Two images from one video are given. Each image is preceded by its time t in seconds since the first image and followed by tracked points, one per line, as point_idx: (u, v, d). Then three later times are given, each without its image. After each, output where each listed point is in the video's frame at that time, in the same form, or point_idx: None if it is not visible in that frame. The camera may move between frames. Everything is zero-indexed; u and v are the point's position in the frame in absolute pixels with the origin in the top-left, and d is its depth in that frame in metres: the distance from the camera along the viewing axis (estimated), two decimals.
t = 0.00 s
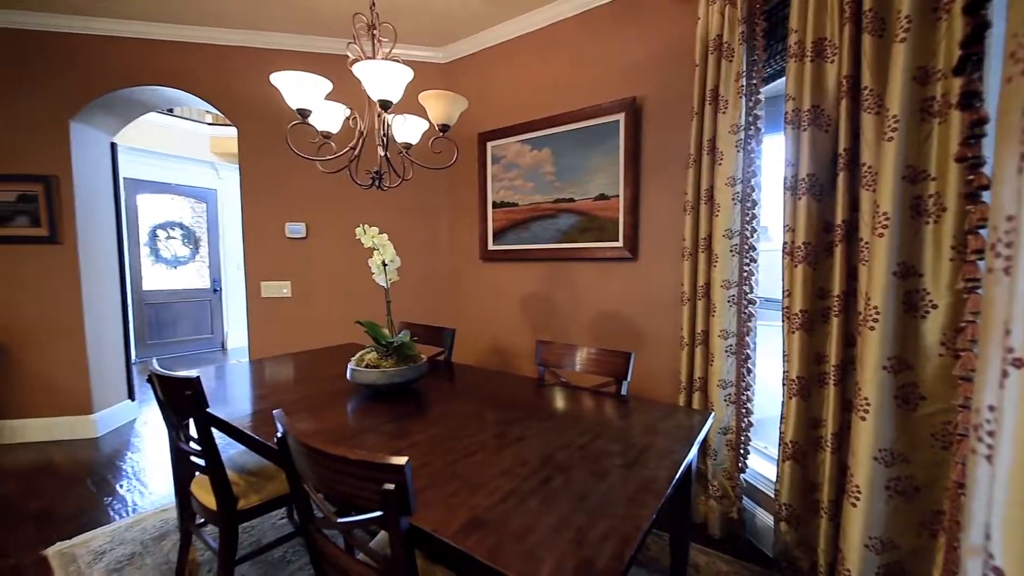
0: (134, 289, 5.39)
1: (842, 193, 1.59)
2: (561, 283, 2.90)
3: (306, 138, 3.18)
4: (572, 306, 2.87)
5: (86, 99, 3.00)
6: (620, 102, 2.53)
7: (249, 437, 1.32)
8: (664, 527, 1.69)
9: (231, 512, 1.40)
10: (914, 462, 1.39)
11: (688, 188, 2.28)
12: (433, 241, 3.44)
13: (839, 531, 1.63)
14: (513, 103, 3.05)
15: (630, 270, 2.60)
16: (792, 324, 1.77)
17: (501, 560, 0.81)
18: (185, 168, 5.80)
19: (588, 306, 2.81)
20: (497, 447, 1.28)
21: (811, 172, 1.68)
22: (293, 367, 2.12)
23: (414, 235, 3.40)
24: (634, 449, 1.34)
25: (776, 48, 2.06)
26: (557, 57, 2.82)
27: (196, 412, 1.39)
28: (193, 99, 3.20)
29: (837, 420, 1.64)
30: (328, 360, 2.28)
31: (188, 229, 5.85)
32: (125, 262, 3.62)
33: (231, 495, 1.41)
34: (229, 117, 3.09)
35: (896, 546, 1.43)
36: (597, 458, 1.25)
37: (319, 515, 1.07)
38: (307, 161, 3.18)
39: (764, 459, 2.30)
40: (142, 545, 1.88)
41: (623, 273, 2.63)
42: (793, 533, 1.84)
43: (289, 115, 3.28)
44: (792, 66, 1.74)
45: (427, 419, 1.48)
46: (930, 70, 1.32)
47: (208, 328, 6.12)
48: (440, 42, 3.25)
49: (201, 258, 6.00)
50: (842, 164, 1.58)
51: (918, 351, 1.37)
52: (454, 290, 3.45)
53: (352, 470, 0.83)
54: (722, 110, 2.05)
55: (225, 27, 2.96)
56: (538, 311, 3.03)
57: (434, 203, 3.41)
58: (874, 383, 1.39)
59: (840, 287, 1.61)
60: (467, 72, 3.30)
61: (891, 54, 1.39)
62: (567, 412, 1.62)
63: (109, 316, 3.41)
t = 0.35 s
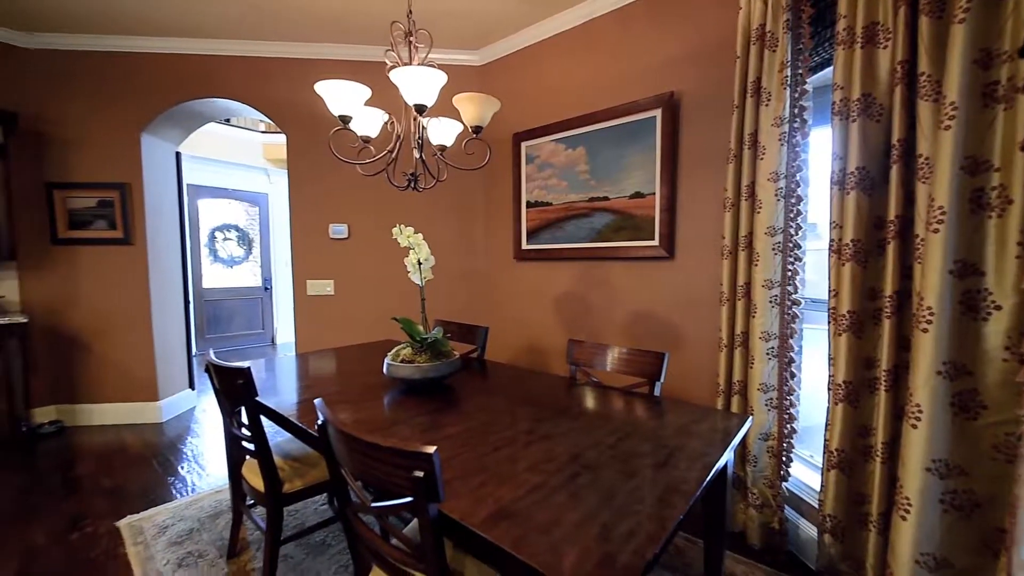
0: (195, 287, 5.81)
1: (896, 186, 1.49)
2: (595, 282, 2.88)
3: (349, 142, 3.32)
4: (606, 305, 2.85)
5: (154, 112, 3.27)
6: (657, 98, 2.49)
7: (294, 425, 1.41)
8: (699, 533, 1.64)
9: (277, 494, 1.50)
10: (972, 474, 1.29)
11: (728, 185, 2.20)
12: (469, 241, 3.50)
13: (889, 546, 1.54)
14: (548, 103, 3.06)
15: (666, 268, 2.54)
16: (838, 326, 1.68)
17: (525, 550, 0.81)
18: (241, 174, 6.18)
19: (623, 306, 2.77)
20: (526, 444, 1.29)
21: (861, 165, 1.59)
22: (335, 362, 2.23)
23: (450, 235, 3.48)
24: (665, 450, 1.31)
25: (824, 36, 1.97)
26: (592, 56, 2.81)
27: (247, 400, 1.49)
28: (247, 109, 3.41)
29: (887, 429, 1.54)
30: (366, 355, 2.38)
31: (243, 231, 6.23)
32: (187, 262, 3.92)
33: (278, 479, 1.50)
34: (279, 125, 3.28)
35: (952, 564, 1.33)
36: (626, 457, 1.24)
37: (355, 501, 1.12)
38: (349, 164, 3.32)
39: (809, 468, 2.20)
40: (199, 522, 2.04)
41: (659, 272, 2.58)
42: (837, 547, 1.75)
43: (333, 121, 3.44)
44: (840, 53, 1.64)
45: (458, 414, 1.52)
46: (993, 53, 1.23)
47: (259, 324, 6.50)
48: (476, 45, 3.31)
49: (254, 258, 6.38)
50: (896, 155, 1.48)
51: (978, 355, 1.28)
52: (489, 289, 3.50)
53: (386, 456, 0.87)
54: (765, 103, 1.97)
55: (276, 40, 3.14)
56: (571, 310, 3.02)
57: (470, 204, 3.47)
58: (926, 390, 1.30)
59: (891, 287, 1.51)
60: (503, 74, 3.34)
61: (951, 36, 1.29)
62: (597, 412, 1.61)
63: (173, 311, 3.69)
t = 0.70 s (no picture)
0: (248, 286, 6.17)
1: (954, 181, 1.41)
2: (630, 282, 2.85)
3: (390, 146, 3.44)
4: (642, 305, 2.82)
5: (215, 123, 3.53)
6: (696, 94, 2.44)
7: (339, 414, 1.49)
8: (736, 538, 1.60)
9: (323, 479, 1.59)
10: None
11: (771, 182, 2.13)
12: (504, 241, 3.55)
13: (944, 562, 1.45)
14: (584, 103, 3.06)
15: (704, 268, 2.49)
16: (890, 329, 1.60)
17: (556, 538, 0.83)
18: (289, 179, 6.51)
19: (659, 306, 2.74)
20: (557, 440, 1.31)
21: (915, 159, 1.51)
22: (375, 357, 2.32)
23: (486, 235, 3.54)
24: (699, 450, 1.30)
25: (877, 24, 1.87)
26: (629, 55, 2.79)
27: (298, 390, 1.60)
28: (296, 117, 3.61)
29: (944, 438, 1.45)
30: (405, 351, 2.47)
31: (291, 233, 6.57)
32: (242, 262, 4.18)
33: (324, 465, 1.60)
34: (325, 132, 3.45)
35: None
36: (658, 456, 1.24)
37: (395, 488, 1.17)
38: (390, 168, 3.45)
39: (858, 478, 2.09)
40: (253, 503, 2.19)
41: (696, 272, 2.53)
42: (886, 560, 1.66)
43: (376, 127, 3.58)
44: (894, 42, 1.57)
45: (492, 409, 1.56)
46: None
47: (306, 321, 6.82)
48: (513, 48, 3.35)
49: (301, 259, 6.71)
50: (955, 149, 1.40)
51: None
52: (524, 289, 3.54)
53: (424, 444, 0.92)
54: (811, 96, 1.90)
55: (324, 52, 3.31)
56: (606, 310, 3.01)
57: (505, 205, 3.52)
58: (986, 397, 1.23)
59: (949, 288, 1.43)
60: (538, 75, 3.37)
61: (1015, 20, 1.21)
62: (629, 412, 1.61)
63: (230, 308, 3.95)
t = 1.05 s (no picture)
0: (295, 284, 6.48)
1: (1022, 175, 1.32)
2: (668, 281, 2.80)
3: (429, 150, 3.54)
4: (679, 306, 2.77)
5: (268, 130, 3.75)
6: (739, 88, 2.37)
7: (382, 405, 1.56)
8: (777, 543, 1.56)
9: (366, 467, 1.67)
10: None
11: (818, 178, 2.05)
12: (539, 241, 3.57)
13: None
14: (621, 102, 3.04)
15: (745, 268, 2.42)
16: (948, 332, 1.51)
17: (590, 529, 0.85)
18: (333, 182, 6.79)
19: (697, 306, 2.68)
20: (591, 436, 1.33)
21: (978, 151, 1.42)
22: (414, 353, 2.41)
23: (521, 235, 3.58)
24: (738, 452, 1.28)
25: (938, 8, 1.76)
26: (667, 51, 2.76)
27: (344, 381, 1.69)
28: (341, 123, 3.78)
29: (1009, 449, 1.36)
30: (442, 348, 2.54)
31: (335, 234, 6.85)
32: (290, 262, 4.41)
33: (367, 453, 1.68)
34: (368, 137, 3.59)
35: None
36: (694, 455, 1.23)
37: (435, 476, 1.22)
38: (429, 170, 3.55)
39: (912, 490, 1.98)
40: (301, 488, 2.31)
41: (737, 271, 2.47)
42: None
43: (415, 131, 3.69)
44: (955, 29, 1.48)
45: (528, 405, 1.59)
46: None
47: (347, 319, 7.08)
48: (549, 48, 3.37)
49: (343, 259, 6.98)
50: None
51: None
52: (559, 289, 3.55)
53: (463, 433, 0.96)
54: (863, 87, 1.82)
55: (368, 60, 3.45)
56: (642, 310, 2.98)
57: (541, 205, 3.55)
58: None
59: (1015, 288, 1.34)
60: (575, 75, 3.37)
61: None
62: (665, 412, 1.60)
63: (279, 305, 4.18)
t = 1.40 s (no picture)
0: (336, 284, 6.76)
1: None
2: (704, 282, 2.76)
3: (466, 153, 3.63)
4: (716, 306, 2.73)
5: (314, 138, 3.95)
6: (781, 83, 2.31)
7: (422, 397, 1.64)
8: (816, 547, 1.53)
9: (407, 456, 1.76)
10: None
11: (865, 174, 1.98)
12: (573, 241, 3.59)
13: None
14: (656, 101, 3.03)
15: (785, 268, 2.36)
16: (1007, 334, 1.43)
17: (621, 516, 0.88)
18: (373, 185, 7.04)
19: (735, 307, 2.63)
20: (624, 431, 1.35)
21: None
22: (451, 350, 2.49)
23: (555, 235, 3.61)
24: (773, 451, 1.27)
25: None
26: (704, 48, 2.73)
27: (386, 374, 1.78)
28: (382, 129, 3.94)
29: None
30: (477, 345, 2.61)
31: (374, 235, 7.09)
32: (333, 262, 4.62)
33: (408, 443, 1.76)
34: (408, 141, 3.73)
35: None
36: (728, 452, 1.23)
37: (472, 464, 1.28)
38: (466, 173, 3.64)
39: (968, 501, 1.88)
40: (344, 475, 2.44)
41: (777, 270, 2.41)
42: None
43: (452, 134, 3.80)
44: (1015, 15, 1.41)
45: (561, 401, 1.63)
46: None
47: (385, 317, 7.31)
48: (583, 49, 3.40)
49: (382, 259, 7.22)
50: None
51: None
52: (593, 288, 3.56)
53: (499, 421, 1.02)
54: (914, 79, 1.75)
55: (407, 67, 3.59)
56: (678, 310, 2.95)
57: (575, 205, 3.57)
58: None
59: None
60: (609, 75, 3.38)
61: None
62: (699, 412, 1.60)
63: (324, 303, 4.39)
